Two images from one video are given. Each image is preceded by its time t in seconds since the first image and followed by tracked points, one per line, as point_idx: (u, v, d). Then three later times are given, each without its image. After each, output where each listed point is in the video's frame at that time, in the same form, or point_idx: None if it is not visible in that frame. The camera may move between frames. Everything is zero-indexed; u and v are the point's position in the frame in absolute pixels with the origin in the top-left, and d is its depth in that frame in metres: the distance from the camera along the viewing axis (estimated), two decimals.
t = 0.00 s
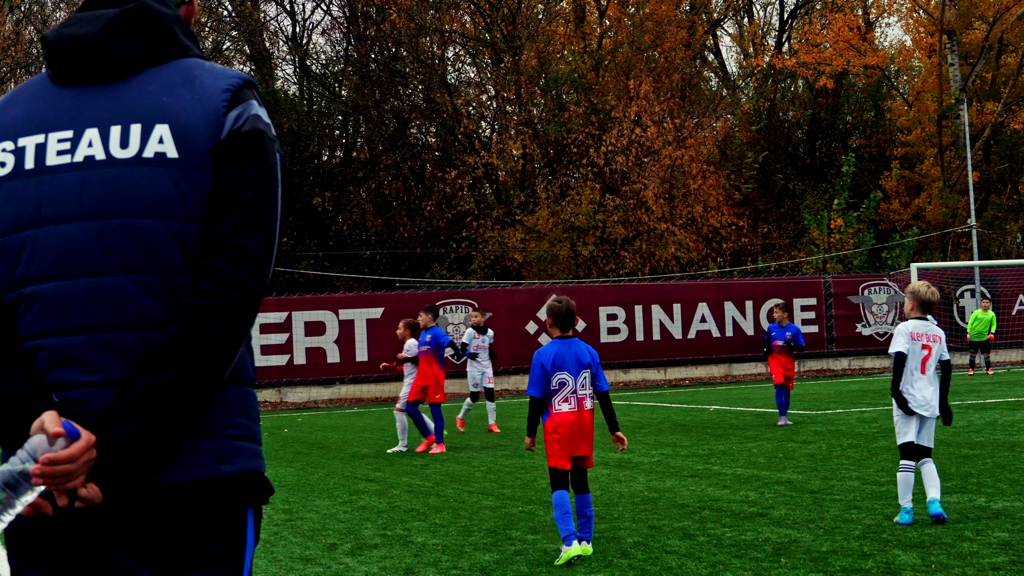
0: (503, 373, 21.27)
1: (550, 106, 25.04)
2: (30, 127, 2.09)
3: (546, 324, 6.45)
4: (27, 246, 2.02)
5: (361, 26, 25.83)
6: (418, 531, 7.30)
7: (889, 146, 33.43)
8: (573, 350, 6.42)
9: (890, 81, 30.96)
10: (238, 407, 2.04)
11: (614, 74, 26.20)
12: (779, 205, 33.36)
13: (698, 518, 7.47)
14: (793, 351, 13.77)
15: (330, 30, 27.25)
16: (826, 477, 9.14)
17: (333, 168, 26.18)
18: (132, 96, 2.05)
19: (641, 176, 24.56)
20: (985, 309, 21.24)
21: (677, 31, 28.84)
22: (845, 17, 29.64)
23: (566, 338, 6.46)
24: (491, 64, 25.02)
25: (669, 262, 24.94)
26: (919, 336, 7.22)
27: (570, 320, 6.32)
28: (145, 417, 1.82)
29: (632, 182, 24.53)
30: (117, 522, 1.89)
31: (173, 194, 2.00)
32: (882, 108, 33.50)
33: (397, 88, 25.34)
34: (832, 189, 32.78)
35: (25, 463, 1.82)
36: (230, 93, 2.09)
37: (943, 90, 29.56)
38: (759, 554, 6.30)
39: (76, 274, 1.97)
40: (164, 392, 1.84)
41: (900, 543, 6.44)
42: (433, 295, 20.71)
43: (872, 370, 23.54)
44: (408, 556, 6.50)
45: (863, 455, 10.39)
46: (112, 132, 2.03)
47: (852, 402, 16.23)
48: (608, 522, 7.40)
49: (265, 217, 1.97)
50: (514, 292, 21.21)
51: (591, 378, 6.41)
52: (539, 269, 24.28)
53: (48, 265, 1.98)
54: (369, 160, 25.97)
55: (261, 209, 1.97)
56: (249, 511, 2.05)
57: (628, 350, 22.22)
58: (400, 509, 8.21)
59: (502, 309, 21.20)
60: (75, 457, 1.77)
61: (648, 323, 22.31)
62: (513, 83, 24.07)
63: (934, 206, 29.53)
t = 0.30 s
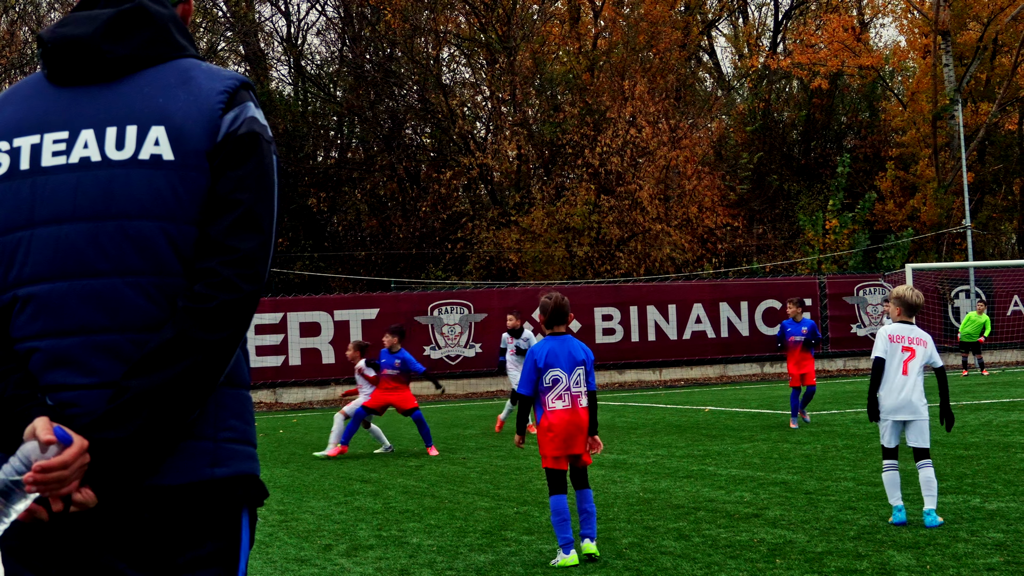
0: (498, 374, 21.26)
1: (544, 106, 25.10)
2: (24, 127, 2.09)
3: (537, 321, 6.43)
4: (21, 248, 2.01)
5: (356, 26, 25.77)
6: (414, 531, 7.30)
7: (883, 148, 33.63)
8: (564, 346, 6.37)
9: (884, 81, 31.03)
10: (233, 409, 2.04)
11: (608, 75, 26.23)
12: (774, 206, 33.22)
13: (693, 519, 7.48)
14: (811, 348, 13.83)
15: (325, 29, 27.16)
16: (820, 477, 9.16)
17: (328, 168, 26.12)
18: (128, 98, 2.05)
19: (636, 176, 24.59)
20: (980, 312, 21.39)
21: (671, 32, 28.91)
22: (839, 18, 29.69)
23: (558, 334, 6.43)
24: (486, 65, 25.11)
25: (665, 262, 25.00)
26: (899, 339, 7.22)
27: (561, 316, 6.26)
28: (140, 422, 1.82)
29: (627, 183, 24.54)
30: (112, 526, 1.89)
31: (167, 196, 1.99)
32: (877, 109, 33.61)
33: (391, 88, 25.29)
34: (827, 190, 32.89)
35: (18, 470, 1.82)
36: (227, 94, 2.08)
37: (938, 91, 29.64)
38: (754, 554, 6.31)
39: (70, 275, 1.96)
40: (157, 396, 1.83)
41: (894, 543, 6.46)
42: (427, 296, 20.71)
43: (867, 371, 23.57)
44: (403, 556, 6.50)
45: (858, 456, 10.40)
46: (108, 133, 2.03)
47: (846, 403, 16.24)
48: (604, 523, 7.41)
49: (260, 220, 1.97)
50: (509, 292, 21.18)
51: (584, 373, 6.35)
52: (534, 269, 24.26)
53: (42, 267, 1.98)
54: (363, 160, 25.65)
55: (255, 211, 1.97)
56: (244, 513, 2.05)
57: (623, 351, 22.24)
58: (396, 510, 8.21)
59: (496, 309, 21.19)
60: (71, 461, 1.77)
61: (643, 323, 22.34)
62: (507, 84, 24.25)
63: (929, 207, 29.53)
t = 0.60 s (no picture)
0: (501, 374, 21.24)
1: (546, 106, 25.17)
2: (27, 126, 2.09)
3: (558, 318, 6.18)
4: (24, 248, 2.02)
5: (357, 27, 25.90)
6: (418, 531, 7.31)
7: (885, 147, 33.63)
8: (585, 347, 6.18)
9: (886, 80, 31.02)
10: (236, 410, 2.04)
11: (611, 75, 26.30)
12: (776, 206, 33.41)
13: (697, 518, 7.47)
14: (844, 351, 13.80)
15: (327, 30, 27.15)
16: (824, 477, 9.15)
17: (330, 168, 26.14)
18: (131, 97, 2.05)
19: (638, 176, 24.59)
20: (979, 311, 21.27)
21: (673, 31, 28.96)
22: (841, 17, 29.64)
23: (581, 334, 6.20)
24: (488, 66, 25.15)
25: (667, 262, 25.08)
26: (884, 343, 7.23)
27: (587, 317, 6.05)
28: (141, 421, 1.83)
29: (629, 183, 24.52)
30: (115, 526, 1.89)
31: (170, 195, 2.00)
32: (879, 108, 33.57)
33: (393, 89, 25.30)
34: (829, 189, 32.98)
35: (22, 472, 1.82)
36: (230, 93, 2.08)
37: (939, 90, 29.61)
38: (758, 554, 6.31)
39: (72, 275, 1.97)
40: (158, 397, 1.83)
41: (899, 543, 6.45)
42: (431, 296, 20.71)
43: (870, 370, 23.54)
44: (407, 556, 6.51)
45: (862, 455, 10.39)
46: (110, 133, 2.03)
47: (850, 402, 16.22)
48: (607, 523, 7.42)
49: (262, 221, 1.97)
50: (511, 292, 21.21)
51: (602, 376, 6.19)
52: (536, 269, 24.36)
53: (44, 267, 1.98)
54: (365, 160, 26.00)
55: (257, 212, 1.97)
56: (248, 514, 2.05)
57: (625, 350, 22.30)
58: (400, 509, 8.22)
59: (498, 309, 21.21)
60: (74, 463, 1.78)
61: (645, 323, 22.38)
62: (510, 84, 24.01)
63: (931, 206, 29.42)
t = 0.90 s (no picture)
0: (508, 371, 21.24)
1: (554, 104, 25.22)
2: (35, 125, 2.10)
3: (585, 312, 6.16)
4: (31, 246, 2.03)
5: (366, 23, 25.88)
6: (424, 529, 7.31)
7: (893, 145, 33.54)
8: (610, 342, 6.16)
9: (894, 78, 30.98)
10: (243, 408, 2.05)
11: (619, 72, 26.44)
12: (784, 203, 33.32)
13: (703, 516, 7.46)
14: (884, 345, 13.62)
15: (335, 26, 27.20)
16: (831, 476, 9.13)
17: (338, 165, 26.07)
18: (138, 95, 2.06)
19: (646, 173, 24.56)
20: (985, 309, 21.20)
21: (682, 28, 28.92)
22: (849, 15, 29.56)
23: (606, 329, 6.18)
24: (496, 62, 25.08)
25: (675, 260, 25.13)
26: (877, 339, 7.21)
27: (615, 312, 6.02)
28: (147, 420, 1.83)
29: (637, 180, 24.48)
30: (120, 524, 1.90)
31: (177, 193, 2.00)
32: (887, 106, 33.51)
33: (401, 86, 25.35)
34: (838, 187, 32.92)
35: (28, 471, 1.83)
36: (238, 90, 2.09)
37: (948, 88, 29.53)
38: (765, 552, 6.29)
39: (80, 273, 1.97)
40: (165, 395, 1.84)
41: (906, 542, 6.43)
42: (438, 293, 20.71)
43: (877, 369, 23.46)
44: (414, 553, 6.52)
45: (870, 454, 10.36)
46: (118, 131, 2.04)
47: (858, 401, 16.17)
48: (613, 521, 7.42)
49: (269, 219, 1.97)
50: (518, 290, 21.23)
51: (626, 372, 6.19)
52: (544, 267, 24.32)
53: (51, 266, 1.99)
54: (374, 157, 25.89)
55: (265, 209, 1.97)
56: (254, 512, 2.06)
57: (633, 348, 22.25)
58: (407, 507, 8.22)
59: (505, 306, 21.23)
60: (80, 462, 1.79)
61: (653, 321, 22.33)
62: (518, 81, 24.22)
63: (940, 205, 29.33)
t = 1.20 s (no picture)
0: (508, 371, 21.23)
1: (555, 104, 25.24)
2: (32, 124, 2.10)
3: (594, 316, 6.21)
4: (29, 245, 2.03)
5: (366, 23, 25.78)
6: (424, 529, 7.31)
7: (894, 145, 33.52)
8: (619, 347, 6.15)
9: (895, 78, 30.98)
10: (241, 408, 2.05)
11: (619, 72, 26.53)
12: (785, 203, 33.23)
13: (703, 517, 7.47)
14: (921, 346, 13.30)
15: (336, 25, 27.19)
16: (831, 476, 9.13)
17: (339, 165, 25.91)
18: (137, 94, 2.06)
19: (647, 173, 24.56)
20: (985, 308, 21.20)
21: (683, 28, 28.91)
22: (850, 15, 29.56)
23: (613, 334, 6.20)
24: (497, 62, 25.16)
25: (675, 261, 25.14)
26: (887, 341, 7.25)
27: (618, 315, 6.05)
28: (144, 421, 1.83)
29: (638, 180, 24.48)
30: (116, 524, 1.90)
31: (175, 193, 2.00)
32: (888, 106, 33.54)
33: (402, 85, 25.35)
34: (838, 186, 32.92)
35: (23, 472, 1.83)
36: (236, 91, 2.09)
37: (949, 89, 29.54)
38: (764, 553, 6.29)
39: (78, 274, 1.97)
40: (163, 395, 1.84)
41: (905, 542, 6.43)
42: (438, 293, 20.72)
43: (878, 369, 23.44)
44: (413, 553, 6.52)
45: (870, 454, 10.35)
46: (117, 130, 2.04)
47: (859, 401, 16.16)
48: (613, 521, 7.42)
49: (269, 219, 1.98)
50: (519, 290, 21.24)
51: (638, 376, 6.17)
52: (545, 267, 24.36)
53: (50, 265, 1.99)
54: (374, 156, 25.74)
55: (265, 210, 1.97)
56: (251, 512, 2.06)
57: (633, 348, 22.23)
58: (407, 507, 8.22)
59: (506, 306, 21.22)
60: (76, 462, 1.78)
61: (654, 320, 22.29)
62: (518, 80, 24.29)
63: (941, 205, 29.33)
